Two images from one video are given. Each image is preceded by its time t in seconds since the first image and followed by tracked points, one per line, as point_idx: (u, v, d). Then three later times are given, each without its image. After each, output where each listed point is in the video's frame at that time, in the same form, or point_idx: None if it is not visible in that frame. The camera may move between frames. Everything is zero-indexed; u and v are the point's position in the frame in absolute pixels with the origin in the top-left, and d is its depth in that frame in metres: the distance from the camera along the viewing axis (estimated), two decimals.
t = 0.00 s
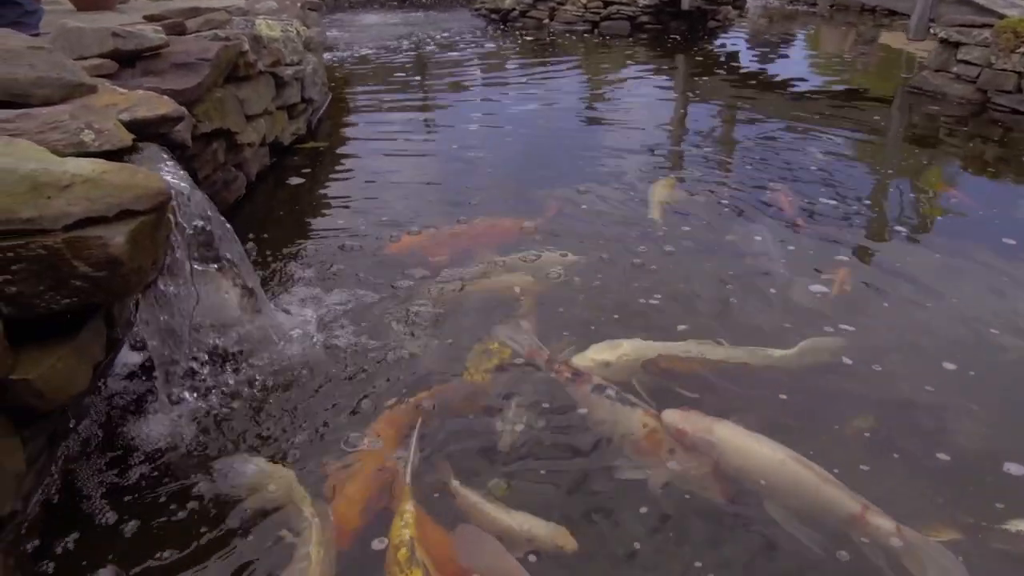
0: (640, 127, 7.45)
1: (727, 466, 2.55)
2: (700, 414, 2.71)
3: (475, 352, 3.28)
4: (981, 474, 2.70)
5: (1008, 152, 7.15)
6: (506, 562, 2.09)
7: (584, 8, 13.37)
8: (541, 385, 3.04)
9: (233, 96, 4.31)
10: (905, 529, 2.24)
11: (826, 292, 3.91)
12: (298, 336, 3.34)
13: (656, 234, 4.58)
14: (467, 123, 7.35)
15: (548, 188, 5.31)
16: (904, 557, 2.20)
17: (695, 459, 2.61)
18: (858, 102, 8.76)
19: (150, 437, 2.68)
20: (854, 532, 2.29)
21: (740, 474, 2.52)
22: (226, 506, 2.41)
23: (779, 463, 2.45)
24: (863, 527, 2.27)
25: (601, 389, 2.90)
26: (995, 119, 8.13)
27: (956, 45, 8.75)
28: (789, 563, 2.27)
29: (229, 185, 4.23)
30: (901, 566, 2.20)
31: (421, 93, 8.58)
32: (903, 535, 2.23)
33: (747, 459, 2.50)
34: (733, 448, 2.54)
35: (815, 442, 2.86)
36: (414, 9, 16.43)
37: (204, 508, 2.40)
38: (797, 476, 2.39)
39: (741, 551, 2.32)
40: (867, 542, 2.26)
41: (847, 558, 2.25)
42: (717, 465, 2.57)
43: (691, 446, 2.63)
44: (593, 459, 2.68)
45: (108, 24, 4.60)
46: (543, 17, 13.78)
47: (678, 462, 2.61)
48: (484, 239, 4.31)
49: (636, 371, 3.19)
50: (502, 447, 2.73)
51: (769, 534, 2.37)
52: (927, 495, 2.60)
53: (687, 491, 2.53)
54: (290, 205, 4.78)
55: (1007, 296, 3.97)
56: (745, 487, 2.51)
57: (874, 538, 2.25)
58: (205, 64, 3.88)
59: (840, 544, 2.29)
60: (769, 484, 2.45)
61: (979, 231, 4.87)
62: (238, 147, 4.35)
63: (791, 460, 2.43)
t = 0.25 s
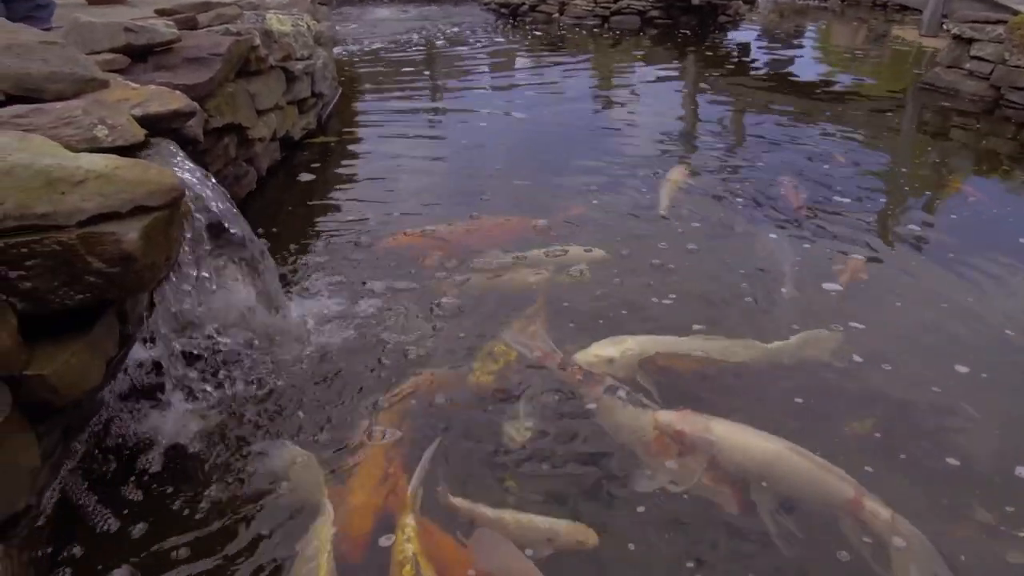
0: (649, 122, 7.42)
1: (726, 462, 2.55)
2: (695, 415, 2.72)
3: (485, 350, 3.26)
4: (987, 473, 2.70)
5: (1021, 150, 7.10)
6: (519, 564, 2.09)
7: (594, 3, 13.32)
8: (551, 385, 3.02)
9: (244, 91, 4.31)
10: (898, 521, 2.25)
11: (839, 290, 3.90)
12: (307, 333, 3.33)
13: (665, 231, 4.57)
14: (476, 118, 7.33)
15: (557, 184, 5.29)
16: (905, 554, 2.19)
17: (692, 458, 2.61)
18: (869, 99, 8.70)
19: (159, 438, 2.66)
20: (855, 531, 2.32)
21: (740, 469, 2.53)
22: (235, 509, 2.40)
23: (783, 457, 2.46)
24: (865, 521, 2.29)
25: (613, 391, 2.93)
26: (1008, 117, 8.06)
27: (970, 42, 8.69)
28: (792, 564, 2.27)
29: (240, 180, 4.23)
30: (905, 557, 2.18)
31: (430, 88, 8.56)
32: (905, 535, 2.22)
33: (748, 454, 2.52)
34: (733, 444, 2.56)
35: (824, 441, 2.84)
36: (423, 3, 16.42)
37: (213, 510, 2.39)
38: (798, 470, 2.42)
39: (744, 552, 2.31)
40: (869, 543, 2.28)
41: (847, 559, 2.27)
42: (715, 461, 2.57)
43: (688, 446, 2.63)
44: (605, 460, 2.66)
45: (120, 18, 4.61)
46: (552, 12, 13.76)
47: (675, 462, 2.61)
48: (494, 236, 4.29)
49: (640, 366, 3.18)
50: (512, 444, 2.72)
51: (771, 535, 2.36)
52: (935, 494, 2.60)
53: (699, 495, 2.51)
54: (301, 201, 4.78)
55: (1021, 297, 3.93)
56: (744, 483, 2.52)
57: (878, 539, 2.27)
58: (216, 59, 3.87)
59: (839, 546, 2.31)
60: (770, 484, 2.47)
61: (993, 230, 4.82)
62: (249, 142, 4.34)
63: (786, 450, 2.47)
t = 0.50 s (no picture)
0: (658, 120, 7.40)
1: (726, 462, 2.55)
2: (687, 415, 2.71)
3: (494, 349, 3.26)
4: (992, 474, 2.69)
5: None
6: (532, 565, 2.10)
7: None
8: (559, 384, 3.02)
9: (255, 89, 4.31)
10: (901, 516, 2.32)
11: (851, 291, 3.88)
12: (315, 332, 3.32)
13: (674, 230, 4.56)
14: (484, 116, 7.33)
15: (565, 182, 5.28)
16: (909, 557, 2.26)
17: (689, 457, 2.59)
18: (878, 97, 8.66)
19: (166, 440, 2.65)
20: (847, 515, 2.41)
21: (741, 469, 2.54)
22: (240, 514, 2.38)
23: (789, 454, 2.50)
24: (866, 516, 2.37)
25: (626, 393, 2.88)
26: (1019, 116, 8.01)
27: (982, 41, 8.64)
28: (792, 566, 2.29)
29: (250, 178, 4.24)
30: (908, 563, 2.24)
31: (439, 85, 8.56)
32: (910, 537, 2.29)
33: (750, 451, 2.54)
34: (735, 442, 2.56)
35: (831, 443, 2.81)
36: None
37: (217, 515, 2.37)
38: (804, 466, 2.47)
39: (744, 552, 2.33)
40: (868, 547, 2.33)
41: (846, 561, 2.30)
42: (714, 460, 2.56)
43: (684, 447, 2.61)
44: (615, 462, 2.66)
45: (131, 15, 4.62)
46: (561, 9, 13.73)
47: (672, 463, 2.60)
48: (503, 235, 4.29)
49: (641, 365, 3.15)
50: (521, 445, 2.72)
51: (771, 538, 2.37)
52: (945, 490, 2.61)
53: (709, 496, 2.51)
54: (310, 199, 4.78)
55: None
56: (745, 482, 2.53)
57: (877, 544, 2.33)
58: (227, 58, 3.88)
59: (838, 549, 2.35)
60: (770, 485, 2.52)
61: (1005, 231, 4.80)
62: (259, 140, 4.35)
63: (784, 443, 2.54)
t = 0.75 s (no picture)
0: (667, 120, 7.38)
1: (724, 460, 2.53)
2: (683, 416, 2.69)
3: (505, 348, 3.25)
4: (998, 473, 2.67)
5: None
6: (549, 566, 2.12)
7: None
8: (571, 388, 3.01)
9: (266, 88, 4.32)
10: (905, 516, 2.34)
11: (864, 292, 3.85)
12: (327, 333, 3.31)
13: (684, 230, 4.54)
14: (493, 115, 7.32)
15: (575, 181, 5.27)
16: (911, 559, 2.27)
17: (685, 457, 2.58)
18: (889, 96, 8.62)
19: (176, 444, 2.62)
20: (847, 511, 2.45)
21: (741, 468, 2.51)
22: (249, 518, 2.35)
23: (792, 451, 2.49)
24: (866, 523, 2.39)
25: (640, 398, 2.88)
26: None
27: (994, 40, 8.60)
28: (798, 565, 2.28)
29: (262, 177, 4.24)
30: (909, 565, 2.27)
31: (448, 83, 8.56)
32: (912, 539, 2.30)
33: (751, 451, 2.52)
34: (734, 442, 2.55)
35: (843, 446, 2.78)
36: None
37: (226, 520, 2.34)
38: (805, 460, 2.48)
39: (751, 549, 2.32)
40: (869, 548, 2.33)
41: (846, 562, 2.29)
42: (712, 460, 2.54)
43: (681, 448, 2.60)
44: (627, 463, 2.64)
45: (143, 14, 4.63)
46: (570, 8, 13.72)
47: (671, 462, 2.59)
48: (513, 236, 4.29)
49: (654, 367, 3.13)
50: (532, 446, 2.71)
51: (776, 538, 2.36)
52: (957, 488, 2.59)
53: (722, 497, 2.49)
54: (320, 198, 4.78)
55: None
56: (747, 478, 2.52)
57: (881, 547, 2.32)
58: (239, 56, 3.88)
59: (839, 550, 2.34)
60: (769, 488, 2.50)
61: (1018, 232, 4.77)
62: (270, 139, 4.35)
63: (782, 440, 2.53)
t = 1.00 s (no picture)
0: (675, 119, 7.36)
1: (716, 461, 2.54)
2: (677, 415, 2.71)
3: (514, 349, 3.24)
4: (1002, 477, 2.65)
5: None
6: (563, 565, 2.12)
7: None
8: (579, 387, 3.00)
9: (276, 87, 4.33)
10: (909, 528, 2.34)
11: (875, 294, 3.83)
12: (338, 332, 3.32)
13: (693, 230, 4.53)
14: (501, 114, 7.32)
15: (582, 180, 5.26)
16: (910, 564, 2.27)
17: (682, 459, 2.60)
18: (899, 96, 8.58)
19: (184, 446, 2.63)
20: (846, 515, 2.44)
21: (735, 468, 2.53)
22: (255, 523, 2.34)
23: (789, 445, 2.53)
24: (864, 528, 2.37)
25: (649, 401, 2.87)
26: None
27: (1005, 41, 8.56)
28: (799, 564, 2.28)
29: (271, 176, 4.25)
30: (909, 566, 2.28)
31: (456, 82, 8.56)
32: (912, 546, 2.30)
33: (746, 450, 2.54)
34: (726, 443, 2.56)
35: (850, 448, 2.77)
36: None
37: (233, 525, 2.33)
38: (802, 455, 2.51)
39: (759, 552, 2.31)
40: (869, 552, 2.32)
41: (844, 565, 2.28)
42: (706, 459, 2.56)
43: (676, 448, 2.63)
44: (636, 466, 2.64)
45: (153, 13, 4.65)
46: (578, 7, 13.71)
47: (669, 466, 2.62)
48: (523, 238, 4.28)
49: (665, 368, 3.12)
50: (539, 447, 2.71)
51: (775, 537, 2.36)
52: (960, 490, 2.59)
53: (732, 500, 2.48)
54: (328, 197, 4.78)
55: None
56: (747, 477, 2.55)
57: (880, 548, 2.33)
58: (249, 56, 3.89)
59: (836, 553, 2.33)
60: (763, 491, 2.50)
61: None
62: (280, 138, 4.36)
63: (777, 436, 2.55)
